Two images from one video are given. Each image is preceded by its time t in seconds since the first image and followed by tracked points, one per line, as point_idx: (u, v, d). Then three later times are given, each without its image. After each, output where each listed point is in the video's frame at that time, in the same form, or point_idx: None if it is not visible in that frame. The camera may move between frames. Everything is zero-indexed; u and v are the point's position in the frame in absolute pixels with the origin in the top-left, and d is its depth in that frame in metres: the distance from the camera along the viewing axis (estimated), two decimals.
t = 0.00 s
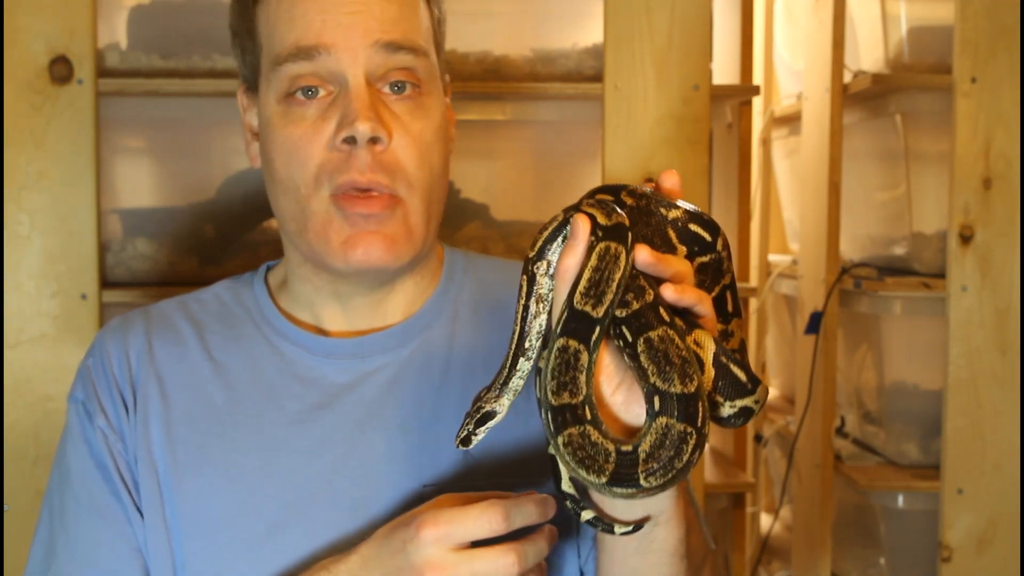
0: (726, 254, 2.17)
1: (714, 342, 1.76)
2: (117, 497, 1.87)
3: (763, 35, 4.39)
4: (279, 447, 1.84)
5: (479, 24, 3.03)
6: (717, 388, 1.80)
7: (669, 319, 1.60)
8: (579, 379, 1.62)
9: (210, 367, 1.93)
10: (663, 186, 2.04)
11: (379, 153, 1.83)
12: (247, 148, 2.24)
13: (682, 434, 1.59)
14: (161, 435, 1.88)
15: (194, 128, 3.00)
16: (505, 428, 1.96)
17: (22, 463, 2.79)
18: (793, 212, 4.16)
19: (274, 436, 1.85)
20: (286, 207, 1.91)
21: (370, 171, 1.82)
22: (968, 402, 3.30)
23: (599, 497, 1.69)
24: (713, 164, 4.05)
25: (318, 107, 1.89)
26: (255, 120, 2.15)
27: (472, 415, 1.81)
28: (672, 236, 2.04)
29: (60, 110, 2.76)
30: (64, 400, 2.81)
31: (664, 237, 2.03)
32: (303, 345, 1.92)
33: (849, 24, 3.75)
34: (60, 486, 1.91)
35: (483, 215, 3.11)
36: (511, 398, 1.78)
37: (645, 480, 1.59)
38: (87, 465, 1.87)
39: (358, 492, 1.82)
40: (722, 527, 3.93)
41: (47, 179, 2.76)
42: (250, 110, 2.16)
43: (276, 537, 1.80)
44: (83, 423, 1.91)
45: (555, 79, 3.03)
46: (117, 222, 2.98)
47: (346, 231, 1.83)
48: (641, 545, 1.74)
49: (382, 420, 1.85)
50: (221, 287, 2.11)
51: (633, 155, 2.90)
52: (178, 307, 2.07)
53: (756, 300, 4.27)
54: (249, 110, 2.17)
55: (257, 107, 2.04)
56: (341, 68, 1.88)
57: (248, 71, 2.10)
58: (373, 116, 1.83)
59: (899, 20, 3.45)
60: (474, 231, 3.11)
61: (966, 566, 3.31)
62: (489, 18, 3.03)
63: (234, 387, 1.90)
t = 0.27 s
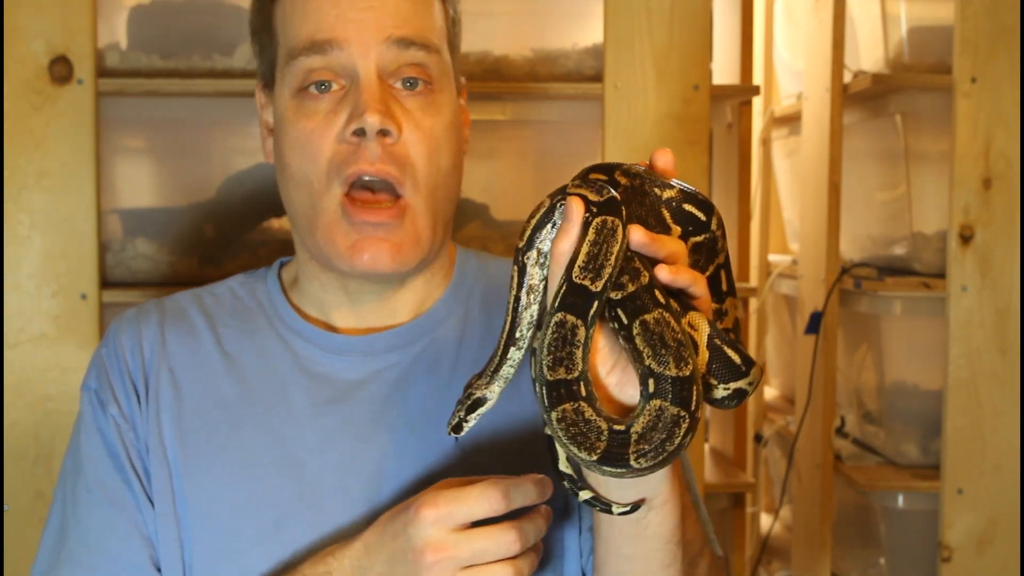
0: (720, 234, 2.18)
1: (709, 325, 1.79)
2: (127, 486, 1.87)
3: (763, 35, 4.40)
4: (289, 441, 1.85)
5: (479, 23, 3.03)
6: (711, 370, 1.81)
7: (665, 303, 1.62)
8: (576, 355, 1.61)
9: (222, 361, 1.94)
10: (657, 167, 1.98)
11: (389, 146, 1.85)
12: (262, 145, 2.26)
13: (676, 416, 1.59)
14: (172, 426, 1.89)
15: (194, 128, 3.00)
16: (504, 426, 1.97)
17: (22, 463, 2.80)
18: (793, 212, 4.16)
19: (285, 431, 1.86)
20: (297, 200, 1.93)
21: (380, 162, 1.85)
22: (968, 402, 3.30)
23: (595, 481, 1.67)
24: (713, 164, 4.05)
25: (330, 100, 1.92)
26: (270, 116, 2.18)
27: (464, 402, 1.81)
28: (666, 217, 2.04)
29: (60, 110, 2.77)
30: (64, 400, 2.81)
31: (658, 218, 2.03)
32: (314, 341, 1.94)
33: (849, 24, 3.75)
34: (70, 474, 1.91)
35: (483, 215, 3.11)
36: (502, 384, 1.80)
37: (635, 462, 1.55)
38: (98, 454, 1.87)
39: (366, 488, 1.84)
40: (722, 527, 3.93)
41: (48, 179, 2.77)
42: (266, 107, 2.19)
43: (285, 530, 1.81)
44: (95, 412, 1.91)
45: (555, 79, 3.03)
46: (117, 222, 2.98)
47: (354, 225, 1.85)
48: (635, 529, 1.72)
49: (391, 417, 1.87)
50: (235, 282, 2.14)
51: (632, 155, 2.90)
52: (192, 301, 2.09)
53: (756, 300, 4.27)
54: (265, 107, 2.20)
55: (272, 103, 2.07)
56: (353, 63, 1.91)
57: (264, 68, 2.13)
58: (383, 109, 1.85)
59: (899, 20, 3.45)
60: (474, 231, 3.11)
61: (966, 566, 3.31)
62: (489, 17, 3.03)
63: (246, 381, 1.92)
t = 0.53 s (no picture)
0: (711, 244, 2.19)
1: (689, 339, 1.77)
2: (136, 479, 1.87)
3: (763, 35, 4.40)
4: (297, 437, 1.86)
5: (479, 23, 3.03)
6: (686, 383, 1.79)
7: (645, 314, 1.62)
8: (553, 356, 1.63)
9: (233, 357, 1.96)
10: (651, 174, 1.95)
11: (399, 151, 1.85)
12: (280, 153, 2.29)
13: (647, 428, 1.56)
14: (181, 421, 1.89)
15: (194, 128, 3.00)
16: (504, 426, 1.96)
17: (22, 463, 2.80)
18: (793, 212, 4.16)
19: (293, 428, 1.87)
20: (311, 206, 1.94)
21: (390, 168, 1.84)
22: (968, 402, 3.30)
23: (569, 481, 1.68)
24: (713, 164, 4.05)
25: (339, 108, 1.93)
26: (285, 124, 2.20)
27: (450, 406, 1.81)
28: (655, 225, 2.05)
29: (60, 110, 2.76)
30: (65, 400, 2.81)
31: (648, 226, 2.04)
32: (325, 341, 1.95)
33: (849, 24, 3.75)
34: (79, 465, 1.91)
35: (483, 215, 3.11)
36: (486, 389, 1.81)
37: (601, 470, 1.55)
38: (108, 446, 1.87)
39: (373, 486, 1.85)
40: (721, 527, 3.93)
41: (47, 179, 2.76)
42: (281, 114, 2.22)
43: (290, 526, 1.81)
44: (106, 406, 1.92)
45: (555, 79, 3.03)
46: (117, 222, 2.97)
47: (369, 229, 1.84)
48: (606, 536, 1.72)
49: (400, 417, 1.90)
50: (247, 281, 2.16)
51: (632, 155, 2.90)
52: (205, 300, 2.11)
53: (756, 300, 4.27)
54: (280, 114, 2.22)
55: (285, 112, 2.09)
56: (361, 70, 1.93)
57: (277, 76, 2.16)
58: (390, 115, 1.86)
59: (899, 20, 3.45)
60: (474, 231, 3.11)
61: (966, 566, 3.31)
62: (489, 17, 3.02)
63: (256, 377, 1.93)
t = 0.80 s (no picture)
0: (703, 252, 2.14)
1: (675, 347, 1.77)
2: (149, 472, 1.87)
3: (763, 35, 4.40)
4: (311, 437, 1.87)
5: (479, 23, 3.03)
6: (674, 390, 1.80)
7: (630, 321, 1.61)
8: (538, 364, 1.64)
9: (250, 355, 1.96)
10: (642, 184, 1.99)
11: (401, 165, 1.85)
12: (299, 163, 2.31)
13: (633, 435, 1.58)
14: (197, 417, 1.90)
15: (194, 128, 3.00)
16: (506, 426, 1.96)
17: (23, 463, 2.79)
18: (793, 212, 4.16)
19: (306, 428, 1.88)
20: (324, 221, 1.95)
21: (393, 184, 1.84)
22: (968, 402, 3.30)
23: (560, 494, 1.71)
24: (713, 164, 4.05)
25: (346, 121, 1.94)
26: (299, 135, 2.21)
27: (442, 410, 1.84)
28: (643, 234, 2.04)
29: (60, 110, 2.76)
30: (65, 400, 2.81)
31: (635, 234, 2.03)
32: (340, 341, 1.96)
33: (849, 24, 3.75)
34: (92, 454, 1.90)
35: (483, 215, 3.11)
36: (478, 395, 1.83)
37: (587, 477, 1.58)
38: (122, 438, 1.87)
39: (385, 487, 1.87)
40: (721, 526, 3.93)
41: (47, 179, 2.76)
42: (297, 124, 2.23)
43: (302, 526, 1.83)
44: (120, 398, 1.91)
45: (555, 78, 3.03)
46: (117, 222, 2.97)
47: (378, 244, 1.85)
48: (600, 545, 1.72)
49: (414, 420, 1.91)
50: (265, 278, 2.16)
51: (632, 156, 2.91)
52: (223, 295, 2.11)
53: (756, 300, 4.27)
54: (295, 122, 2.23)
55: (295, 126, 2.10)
56: (362, 83, 1.93)
57: (288, 87, 2.17)
58: (393, 130, 1.86)
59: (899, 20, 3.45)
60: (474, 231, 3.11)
61: (966, 566, 3.31)
62: (489, 18, 3.02)
63: (272, 375, 1.94)
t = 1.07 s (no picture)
0: (715, 260, 2.13)
1: (685, 359, 1.76)
2: (150, 473, 1.88)
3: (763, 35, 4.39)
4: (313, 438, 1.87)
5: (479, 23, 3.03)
6: (683, 403, 1.80)
7: (638, 331, 1.63)
8: (545, 374, 1.64)
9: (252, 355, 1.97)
10: (652, 192, 2.05)
11: (408, 153, 1.86)
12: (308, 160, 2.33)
13: (640, 448, 1.57)
14: (197, 418, 1.90)
15: (194, 128, 3.00)
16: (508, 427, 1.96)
17: (23, 463, 2.80)
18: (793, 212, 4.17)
19: (309, 427, 1.88)
20: (330, 212, 1.96)
21: (399, 171, 1.84)
22: (968, 402, 3.30)
23: (568, 505, 1.71)
24: (713, 164, 4.05)
25: (353, 110, 1.94)
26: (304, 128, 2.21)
27: (450, 416, 1.82)
28: (654, 242, 2.04)
29: (61, 110, 2.76)
30: (65, 400, 2.81)
31: (646, 242, 2.04)
32: (344, 341, 1.96)
33: (849, 23, 3.75)
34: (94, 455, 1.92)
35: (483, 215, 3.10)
36: (485, 401, 1.81)
37: (594, 490, 1.56)
38: (123, 439, 1.89)
39: (386, 489, 1.86)
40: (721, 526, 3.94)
41: (47, 179, 2.76)
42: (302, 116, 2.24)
43: (303, 527, 1.82)
44: (124, 397, 1.93)
45: (556, 78, 3.03)
46: (117, 222, 2.97)
47: (383, 234, 1.84)
48: (605, 555, 1.72)
49: (418, 421, 1.90)
50: (270, 277, 2.17)
51: (632, 156, 2.91)
52: (226, 293, 2.12)
53: (756, 300, 4.26)
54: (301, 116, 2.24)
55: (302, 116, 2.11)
56: (370, 71, 1.93)
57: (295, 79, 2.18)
58: (400, 118, 1.87)
59: (899, 20, 3.45)
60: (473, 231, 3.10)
61: (966, 566, 3.31)
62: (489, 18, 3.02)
63: (274, 375, 1.94)
